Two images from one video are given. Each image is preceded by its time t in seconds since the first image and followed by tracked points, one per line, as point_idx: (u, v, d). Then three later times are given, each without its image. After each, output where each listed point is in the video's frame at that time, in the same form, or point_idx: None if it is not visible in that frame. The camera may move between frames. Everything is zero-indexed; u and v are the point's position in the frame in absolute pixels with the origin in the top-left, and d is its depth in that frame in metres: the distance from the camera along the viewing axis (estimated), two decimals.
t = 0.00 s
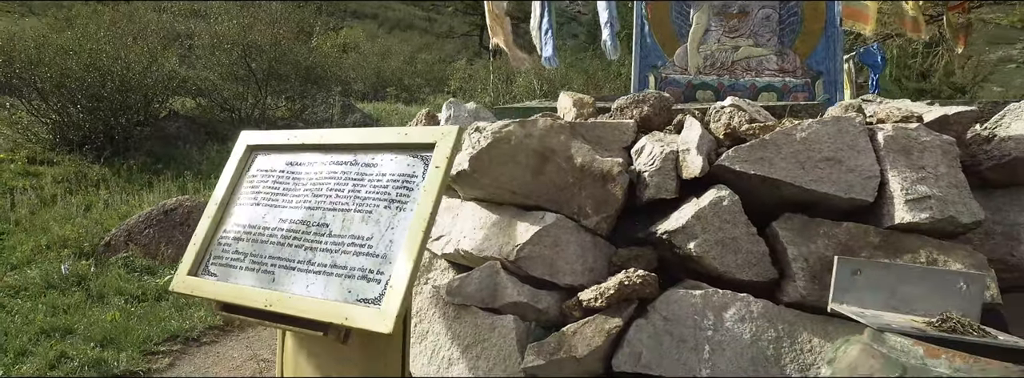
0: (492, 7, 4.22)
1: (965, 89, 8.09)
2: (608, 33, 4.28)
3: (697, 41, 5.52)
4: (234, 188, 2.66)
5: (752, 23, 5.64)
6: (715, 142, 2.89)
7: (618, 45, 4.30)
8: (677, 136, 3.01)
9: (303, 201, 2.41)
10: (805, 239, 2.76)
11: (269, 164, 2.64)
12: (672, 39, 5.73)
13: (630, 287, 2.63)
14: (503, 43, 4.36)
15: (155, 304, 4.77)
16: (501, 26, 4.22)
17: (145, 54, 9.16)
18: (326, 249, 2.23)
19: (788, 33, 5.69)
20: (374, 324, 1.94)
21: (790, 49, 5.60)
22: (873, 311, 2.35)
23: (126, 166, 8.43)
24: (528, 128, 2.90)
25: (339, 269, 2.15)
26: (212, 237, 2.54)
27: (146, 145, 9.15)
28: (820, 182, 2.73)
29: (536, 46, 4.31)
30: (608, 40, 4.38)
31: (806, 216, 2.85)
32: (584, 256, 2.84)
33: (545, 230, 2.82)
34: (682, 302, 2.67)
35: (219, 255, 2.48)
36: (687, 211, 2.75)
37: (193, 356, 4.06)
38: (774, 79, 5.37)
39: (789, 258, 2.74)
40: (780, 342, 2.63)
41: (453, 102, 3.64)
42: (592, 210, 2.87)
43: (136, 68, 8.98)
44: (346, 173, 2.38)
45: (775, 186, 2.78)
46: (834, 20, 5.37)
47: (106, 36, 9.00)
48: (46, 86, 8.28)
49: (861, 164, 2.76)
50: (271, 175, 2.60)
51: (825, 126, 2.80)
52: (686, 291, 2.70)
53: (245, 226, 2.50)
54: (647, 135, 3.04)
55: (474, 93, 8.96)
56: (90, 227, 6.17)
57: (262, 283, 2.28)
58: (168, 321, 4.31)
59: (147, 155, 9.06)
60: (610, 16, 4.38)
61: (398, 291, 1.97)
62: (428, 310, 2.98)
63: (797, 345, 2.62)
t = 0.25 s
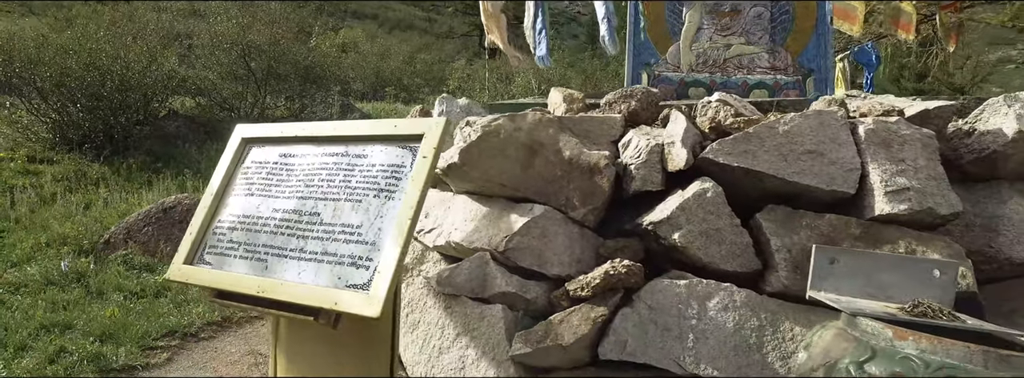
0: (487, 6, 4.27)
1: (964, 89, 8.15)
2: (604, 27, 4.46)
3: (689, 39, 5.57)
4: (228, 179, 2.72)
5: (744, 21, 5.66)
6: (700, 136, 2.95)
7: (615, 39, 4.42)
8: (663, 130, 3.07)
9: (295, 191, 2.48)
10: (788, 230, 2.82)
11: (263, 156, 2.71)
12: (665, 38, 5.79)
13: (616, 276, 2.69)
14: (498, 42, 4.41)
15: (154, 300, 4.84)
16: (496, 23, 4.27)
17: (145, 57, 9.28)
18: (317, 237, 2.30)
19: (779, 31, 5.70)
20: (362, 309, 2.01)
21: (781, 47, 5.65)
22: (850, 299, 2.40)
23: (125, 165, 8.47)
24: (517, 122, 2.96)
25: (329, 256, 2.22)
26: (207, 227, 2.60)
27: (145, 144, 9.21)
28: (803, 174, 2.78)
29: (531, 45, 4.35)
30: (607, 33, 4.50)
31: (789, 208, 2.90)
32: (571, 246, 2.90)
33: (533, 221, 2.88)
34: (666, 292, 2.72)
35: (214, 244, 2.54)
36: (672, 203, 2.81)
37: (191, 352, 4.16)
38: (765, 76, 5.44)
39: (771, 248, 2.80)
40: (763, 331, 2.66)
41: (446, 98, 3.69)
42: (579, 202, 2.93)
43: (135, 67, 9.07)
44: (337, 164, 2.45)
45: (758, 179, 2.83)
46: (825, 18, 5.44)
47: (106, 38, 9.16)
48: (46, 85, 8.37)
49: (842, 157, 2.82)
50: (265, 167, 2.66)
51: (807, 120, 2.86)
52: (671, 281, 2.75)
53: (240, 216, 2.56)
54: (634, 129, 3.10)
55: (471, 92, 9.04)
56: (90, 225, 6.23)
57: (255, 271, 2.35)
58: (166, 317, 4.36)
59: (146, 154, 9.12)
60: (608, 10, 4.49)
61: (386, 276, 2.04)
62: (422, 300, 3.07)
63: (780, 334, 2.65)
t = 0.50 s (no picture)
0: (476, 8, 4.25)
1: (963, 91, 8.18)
2: (594, 29, 4.49)
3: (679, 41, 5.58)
4: (214, 179, 2.77)
5: (734, 23, 5.71)
6: (679, 137, 2.99)
7: (603, 41, 4.44)
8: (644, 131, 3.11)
9: (278, 191, 2.52)
10: (765, 231, 2.86)
11: (248, 157, 2.75)
12: (655, 39, 5.82)
13: (594, 276, 2.73)
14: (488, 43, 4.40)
15: (150, 300, 4.92)
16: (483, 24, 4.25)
17: (144, 60, 9.39)
18: (298, 236, 2.34)
19: (769, 33, 5.77)
20: (339, 306, 2.06)
21: (770, 48, 5.71)
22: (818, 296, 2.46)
23: (123, 166, 8.53)
24: (500, 123, 3.01)
25: (309, 255, 2.27)
26: (193, 226, 2.64)
27: (144, 144, 9.27)
28: (780, 175, 2.81)
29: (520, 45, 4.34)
30: (596, 36, 4.52)
31: (767, 208, 2.94)
32: (552, 246, 2.94)
33: (515, 221, 2.92)
34: (645, 291, 2.76)
35: (199, 243, 2.59)
36: (651, 203, 2.85)
37: (186, 350, 4.20)
38: (754, 78, 5.42)
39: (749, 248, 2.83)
40: (739, 330, 2.70)
41: (432, 99, 3.73)
42: (560, 202, 2.97)
43: (134, 68, 9.18)
44: (319, 164, 2.49)
45: (736, 179, 2.86)
46: (814, 19, 5.51)
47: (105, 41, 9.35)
48: (45, 86, 8.45)
49: (819, 158, 2.85)
50: (249, 167, 2.70)
51: (785, 121, 2.89)
52: (649, 280, 2.79)
53: (224, 215, 2.61)
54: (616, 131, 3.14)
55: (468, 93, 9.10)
56: (88, 224, 6.30)
57: (238, 269, 2.39)
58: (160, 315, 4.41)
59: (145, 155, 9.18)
60: (597, 12, 4.50)
61: (363, 275, 2.09)
62: (407, 298, 3.12)
63: (756, 332, 2.69)
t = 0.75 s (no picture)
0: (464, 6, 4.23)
1: (964, 90, 8.18)
2: (583, 33, 4.50)
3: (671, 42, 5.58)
4: (195, 178, 2.78)
5: (726, 23, 5.68)
6: (661, 136, 2.99)
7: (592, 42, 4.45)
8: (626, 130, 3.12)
9: (257, 190, 2.54)
10: (746, 229, 2.86)
11: (228, 156, 2.77)
12: (647, 39, 5.83)
13: (574, 274, 2.74)
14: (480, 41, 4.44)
15: (145, 300, 5.09)
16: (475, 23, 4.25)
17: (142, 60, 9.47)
18: (275, 234, 2.36)
19: (761, 32, 5.77)
20: (313, 303, 2.08)
21: (762, 48, 5.73)
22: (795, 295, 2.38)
23: (122, 167, 8.65)
24: (481, 123, 3.02)
25: (285, 253, 2.29)
26: (173, 225, 2.66)
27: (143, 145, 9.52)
28: (761, 174, 2.81)
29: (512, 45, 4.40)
30: (585, 37, 4.53)
31: (749, 207, 2.94)
32: (533, 245, 2.95)
33: (496, 220, 2.93)
34: (625, 290, 2.76)
35: (179, 241, 2.61)
36: (631, 202, 2.85)
37: (177, 350, 4.24)
38: (745, 78, 5.44)
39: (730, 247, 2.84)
40: (719, 329, 2.70)
41: (418, 99, 3.74)
42: (542, 201, 2.98)
43: (133, 68, 9.26)
44: (297, 164, 2.51)
45: (717, 178, 2.87)
46: (806, 19, 5.51)
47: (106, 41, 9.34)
48: (45, 87, 8.52)
49: (800, 156, 2.85)
50: (229, 166, 2.72)
51: (766, 120, 2.90)
52: (629, 279, 2.79)
53: (204, 214, 2.62)
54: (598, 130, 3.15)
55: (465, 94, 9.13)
56: (85, 224, 6.36)
57: (216, 267, 2.41)
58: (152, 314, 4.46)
59: (143, 156, 9.24)
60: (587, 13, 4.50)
61: (337, 272, 2.11)
62: (390, 297, 3.14)
63: (735, 331, 2.69)
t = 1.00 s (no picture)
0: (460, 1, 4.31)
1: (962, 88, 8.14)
2: (574, 25, 4.50)
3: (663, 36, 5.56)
4: (176, 166, 2.78)
5: (718, 17, 5.71)
6: (643, 124, 2.99)
7: (583, 36, 4.44)
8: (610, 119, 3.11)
9: (236, 177, 2.54)
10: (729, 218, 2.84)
11: (209, 144, 2.77)
12: (639, 34, 5.82)
13: (554, 261, 2.73)
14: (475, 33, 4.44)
15: (140, 296, 5.32)
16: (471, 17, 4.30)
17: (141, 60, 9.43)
18: (252, 220, 2.36)
19: (753, 27, 5.79)
20: (288, 288, 2.09)
21: (754, 42, 5.74)
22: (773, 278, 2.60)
23: (121, 165, 8.57)
24: (464, 113, 3.02)
25: (261, 238, 2.29)
26: (154, 212, 2.66)
27: (143, 144, 9.34)
28: (743, 162, 2.80)
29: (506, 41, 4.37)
30: (576, 31, 4.53)
31: (732, 195, 2.93)
32: (515, 234, 2.95)
33: (478, 209, 2.93)
34: (606, 278, 2.75)
35: (160, 229, 2.61)
36: (613, 190, 2.85)
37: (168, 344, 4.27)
38: (737, 72, 5.35)
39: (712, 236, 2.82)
40: (701, 317, 2.66)
41: (405, 90, 3.73)
42: (524, 190, 2.98)
43: (132, 68, 9.32)
44: (275, 150, 2.51)
45: (699, 167, 2.85)
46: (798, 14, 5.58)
47: (106, 40, 9.38)
48: (45, 87, 8.51)
49: (782, 145, 2.84)
50: (210, 154, 2.72)
51: (748, 109, 2.89)
52: (610, 267, 2.78)
53: (184, 201, 2.62)
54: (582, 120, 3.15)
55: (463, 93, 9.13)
56: (82, 223, 6.40)
57: (194, 253, 2.41)
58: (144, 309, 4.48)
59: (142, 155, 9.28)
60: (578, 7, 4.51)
61: (311, 257, 2.12)
62: (373, 287, 3.13)
63: (717, 319, 2.65)
